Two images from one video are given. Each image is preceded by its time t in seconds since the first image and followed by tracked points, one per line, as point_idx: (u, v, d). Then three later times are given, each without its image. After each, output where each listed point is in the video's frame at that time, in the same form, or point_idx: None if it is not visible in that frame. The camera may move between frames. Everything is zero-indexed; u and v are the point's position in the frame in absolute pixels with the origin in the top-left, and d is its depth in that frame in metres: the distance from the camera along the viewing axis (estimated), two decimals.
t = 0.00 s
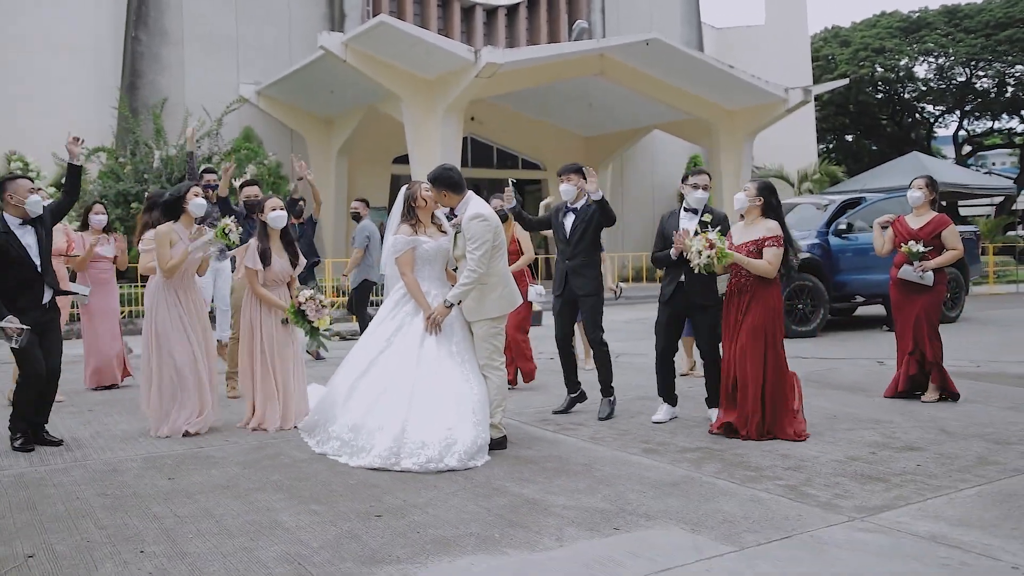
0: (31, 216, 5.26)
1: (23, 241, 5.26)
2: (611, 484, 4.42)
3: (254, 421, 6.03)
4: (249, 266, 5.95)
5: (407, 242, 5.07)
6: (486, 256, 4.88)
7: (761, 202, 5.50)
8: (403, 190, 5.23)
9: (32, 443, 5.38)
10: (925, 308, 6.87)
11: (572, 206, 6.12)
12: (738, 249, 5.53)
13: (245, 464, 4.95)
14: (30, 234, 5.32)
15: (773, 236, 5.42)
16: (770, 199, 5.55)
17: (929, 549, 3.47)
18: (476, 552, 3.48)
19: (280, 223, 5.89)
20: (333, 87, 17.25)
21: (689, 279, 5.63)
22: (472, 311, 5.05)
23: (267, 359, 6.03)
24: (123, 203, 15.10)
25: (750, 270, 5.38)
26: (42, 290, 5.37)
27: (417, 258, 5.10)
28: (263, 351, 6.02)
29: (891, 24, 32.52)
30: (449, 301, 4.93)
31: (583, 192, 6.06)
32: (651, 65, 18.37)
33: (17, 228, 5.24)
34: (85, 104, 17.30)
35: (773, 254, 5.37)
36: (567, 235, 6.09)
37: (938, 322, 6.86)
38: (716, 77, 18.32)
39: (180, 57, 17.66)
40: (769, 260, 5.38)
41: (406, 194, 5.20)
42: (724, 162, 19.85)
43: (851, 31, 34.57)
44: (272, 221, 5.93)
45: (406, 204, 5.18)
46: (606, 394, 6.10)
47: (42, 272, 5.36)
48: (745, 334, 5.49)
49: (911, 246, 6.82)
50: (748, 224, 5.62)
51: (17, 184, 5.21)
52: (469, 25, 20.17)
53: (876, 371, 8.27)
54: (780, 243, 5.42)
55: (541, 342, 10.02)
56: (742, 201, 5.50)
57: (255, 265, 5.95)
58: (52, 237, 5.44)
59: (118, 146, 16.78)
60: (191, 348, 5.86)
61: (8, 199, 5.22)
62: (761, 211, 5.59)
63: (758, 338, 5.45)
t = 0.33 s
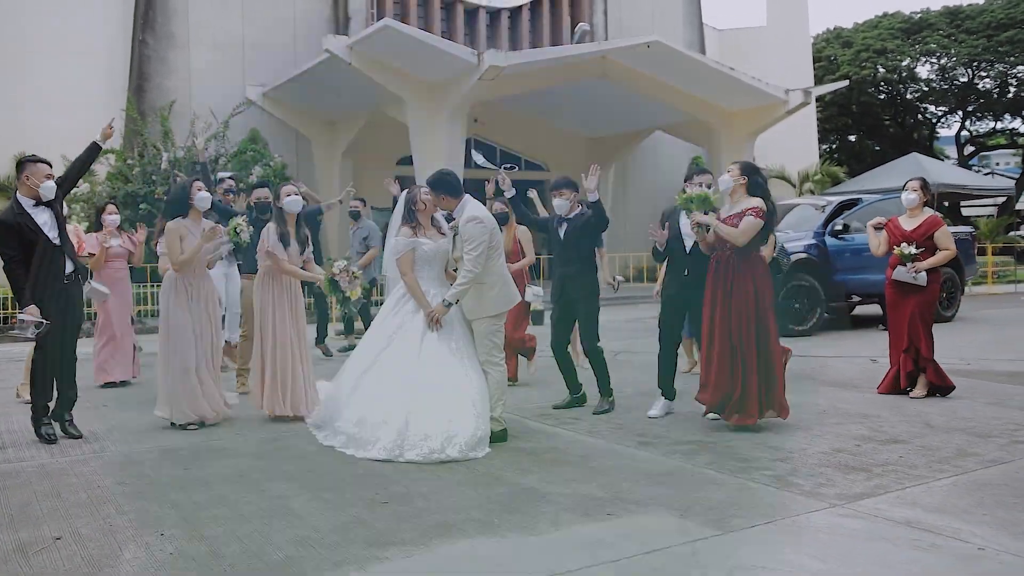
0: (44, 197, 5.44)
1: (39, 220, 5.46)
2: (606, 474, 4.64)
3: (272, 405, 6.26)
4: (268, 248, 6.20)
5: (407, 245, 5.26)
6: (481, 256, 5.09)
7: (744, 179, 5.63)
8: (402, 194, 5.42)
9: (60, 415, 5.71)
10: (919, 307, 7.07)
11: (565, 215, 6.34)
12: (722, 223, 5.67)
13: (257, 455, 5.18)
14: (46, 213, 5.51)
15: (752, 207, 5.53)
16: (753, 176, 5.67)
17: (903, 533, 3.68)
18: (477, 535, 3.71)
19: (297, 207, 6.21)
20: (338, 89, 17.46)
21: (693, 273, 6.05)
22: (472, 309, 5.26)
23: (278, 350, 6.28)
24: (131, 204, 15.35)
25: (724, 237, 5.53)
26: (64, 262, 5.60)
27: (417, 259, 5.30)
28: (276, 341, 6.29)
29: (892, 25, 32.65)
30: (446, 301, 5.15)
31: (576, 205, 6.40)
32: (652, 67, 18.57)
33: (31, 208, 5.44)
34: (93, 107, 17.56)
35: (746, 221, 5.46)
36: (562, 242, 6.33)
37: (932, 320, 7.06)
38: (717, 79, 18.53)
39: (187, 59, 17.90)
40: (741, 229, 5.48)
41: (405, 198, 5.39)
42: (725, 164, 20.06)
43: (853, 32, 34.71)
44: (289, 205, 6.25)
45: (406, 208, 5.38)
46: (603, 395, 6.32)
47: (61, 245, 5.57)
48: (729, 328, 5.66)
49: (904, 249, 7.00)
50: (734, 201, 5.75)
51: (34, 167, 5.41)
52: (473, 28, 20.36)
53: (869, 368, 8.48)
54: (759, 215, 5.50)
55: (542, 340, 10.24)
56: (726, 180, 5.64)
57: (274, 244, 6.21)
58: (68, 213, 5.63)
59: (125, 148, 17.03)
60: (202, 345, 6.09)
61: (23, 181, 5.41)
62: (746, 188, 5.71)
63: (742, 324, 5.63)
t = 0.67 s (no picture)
0: (60, 211, 5.63)
1: (54, 235, 5.64)
2: (600, 463, 4.84)
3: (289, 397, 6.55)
4: (285, 235, 6.42)
5: (406, 243, 5.43)
6: (478, 254, 5.29)
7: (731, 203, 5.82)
8: (402, 195, 5.60)
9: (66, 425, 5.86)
10: (909, 304, 7.23)
11: (565, 211, 6.55)
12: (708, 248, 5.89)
13: (265, 444, 5.39)
14: (62, 228, 5.69)
15: (740, 234, 5.76)
16: (741, 199, 5.86)
17: (880, 517, 3.88)
18: (477, 518, 3.92)
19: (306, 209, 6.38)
20: (342, 89, 17.62)
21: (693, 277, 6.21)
22: (470, 306, 5.45)
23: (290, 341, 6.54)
24: (138, 202, 15.54)
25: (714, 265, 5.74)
26: (75, 276, 5.77)
27: (417, 256, 5.48)
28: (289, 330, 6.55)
29: (895, 24, 32.75)
30: (445, 299, 5.34)
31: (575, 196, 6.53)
32: (655, 67, 18.74)
33: (47, 223, 5.63)
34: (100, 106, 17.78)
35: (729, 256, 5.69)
36: (560, 236, 6.54)
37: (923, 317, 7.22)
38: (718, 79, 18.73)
39: (193, 59, 18.10)
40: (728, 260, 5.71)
41: (405, 199, 5.57)
42: (725, 163, 20.25)
43: (855, 30, 34.80)
44: (298, 208, 6.42)
45: (406, 208, 5.55)
46: (599, 385, 6.52)
47: (75, 261, 5.75)
48: (713, 336, 5.84)
49: (892, 249, 7.22)
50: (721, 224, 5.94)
51: (47, 181, 5.61)
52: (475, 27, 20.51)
53: (862, 364, 8.66)
54: (746, 242, 5.75)
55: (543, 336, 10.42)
56: (713, 203, 5.83)
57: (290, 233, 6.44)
58: (84, 229, 5.82)
59: (131, 146, 17.24)
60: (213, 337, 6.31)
61: (39, 195, 5.62)
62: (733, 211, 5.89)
63: (724, 335, 5.82)
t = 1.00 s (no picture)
0: (70, 197, 5.84)
1: (65, 220, 5.84)
2: (596, 457, 5.02)
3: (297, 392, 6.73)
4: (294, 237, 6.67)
5: (408, 244, 5.61)
6: (477, 254, 5.47)
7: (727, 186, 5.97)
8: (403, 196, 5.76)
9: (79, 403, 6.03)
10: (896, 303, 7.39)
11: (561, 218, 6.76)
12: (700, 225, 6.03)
13: (272, 440, 5.56)
14: (71, 214, 5.90)
15: (732, 217, 5.93)
16: (736, 184, 6.04)
17: (862, 507, 4.06)
18: (477, 508, 4.10)
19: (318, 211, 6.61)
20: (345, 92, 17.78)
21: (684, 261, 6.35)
22: (471, 305, 5.65)
23: (294, 335, 6.76)
24: (144, 203, 15.74)
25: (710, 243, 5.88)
26: (83, 264, 5.96)
27: (419, 257, 5.65)
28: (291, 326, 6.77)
29: (896, 24, 32.90)
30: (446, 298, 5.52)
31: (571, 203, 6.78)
32: (655, 69, 18.92)
33: (59, 209, 5.83)
34: (105, 108, 17.99)
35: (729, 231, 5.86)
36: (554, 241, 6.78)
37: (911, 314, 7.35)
38: (719, 81, 18.92)
39: (197, 61, 18.29)
40: (722, 238, 5.87)
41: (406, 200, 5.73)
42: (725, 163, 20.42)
43: (856, 31, 34.95)
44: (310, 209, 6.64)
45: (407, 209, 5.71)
46: (597, 384, 6.68)
47: (83, 248, 5.95)
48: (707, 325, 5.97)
49: (880, 247, 7.41)
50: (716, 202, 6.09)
51: (56, 168, 5.79)
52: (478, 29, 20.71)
53: (854, 363, 8.83)
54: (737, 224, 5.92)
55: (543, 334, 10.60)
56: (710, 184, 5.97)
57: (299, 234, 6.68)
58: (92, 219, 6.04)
59: (137, 148, 17.44)
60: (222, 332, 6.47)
61: (48, 183, 5.80)
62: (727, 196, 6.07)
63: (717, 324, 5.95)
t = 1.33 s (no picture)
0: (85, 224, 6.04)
1: (80, 247, 6.04)
2: (594, 451, 5.18)
3: (311, 397, 6.91)
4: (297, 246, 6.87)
5: (412, 244, 5.77)
6: (477, 253, 5.64)
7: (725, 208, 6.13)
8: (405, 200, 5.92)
9: (79, 420, 6.13)
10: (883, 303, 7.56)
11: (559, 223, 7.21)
12: (699, 250, 6.20)
13: (279, 435, 5.73)
14: (86, 241, 6.11)
15: (729, 240, 6.07)
16: (733, 205, 6.17)
17: (848, 499, 4.22)
18: (477, 499, 4.26)
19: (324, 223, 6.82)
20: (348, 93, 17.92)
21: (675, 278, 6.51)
22: (471, 305, 5.73)
23: (304, 340, 6.94)
24: (150, 203, 15.91)
25: (706, 268, 6.06)
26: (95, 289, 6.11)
27: (422, 257, 5.80)
28: (302, 330, 6.95)
29: (898, 25, 33.00)
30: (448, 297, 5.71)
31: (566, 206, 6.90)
32: (656, 70, 19.03)
33: (75, 237, 6.03)
34: (110, 108, 18.18)
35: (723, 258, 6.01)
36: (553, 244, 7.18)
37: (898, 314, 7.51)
38: (720, 84, 19.07)
39: (201, 62, 18.47)
40: (720, 263, 6.03)
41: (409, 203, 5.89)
42: (725, 164, 20.55)
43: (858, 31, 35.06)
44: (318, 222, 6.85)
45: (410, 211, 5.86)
46: (593, 383, 6.82)
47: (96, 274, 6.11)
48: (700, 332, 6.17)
49: (868, 248, 7.55)
50: (714, 225, 6.25)
51: (67, 198, 5.99)
52: (480, 30, 20.89)
53: (849, 361, 8.98)
54: (735, 246, 6.07)
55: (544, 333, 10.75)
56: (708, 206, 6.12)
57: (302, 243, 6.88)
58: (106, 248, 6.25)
59: (141, 148, 17.62)
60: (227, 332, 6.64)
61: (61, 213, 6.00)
62: (726, 217, 6.22)
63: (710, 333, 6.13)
